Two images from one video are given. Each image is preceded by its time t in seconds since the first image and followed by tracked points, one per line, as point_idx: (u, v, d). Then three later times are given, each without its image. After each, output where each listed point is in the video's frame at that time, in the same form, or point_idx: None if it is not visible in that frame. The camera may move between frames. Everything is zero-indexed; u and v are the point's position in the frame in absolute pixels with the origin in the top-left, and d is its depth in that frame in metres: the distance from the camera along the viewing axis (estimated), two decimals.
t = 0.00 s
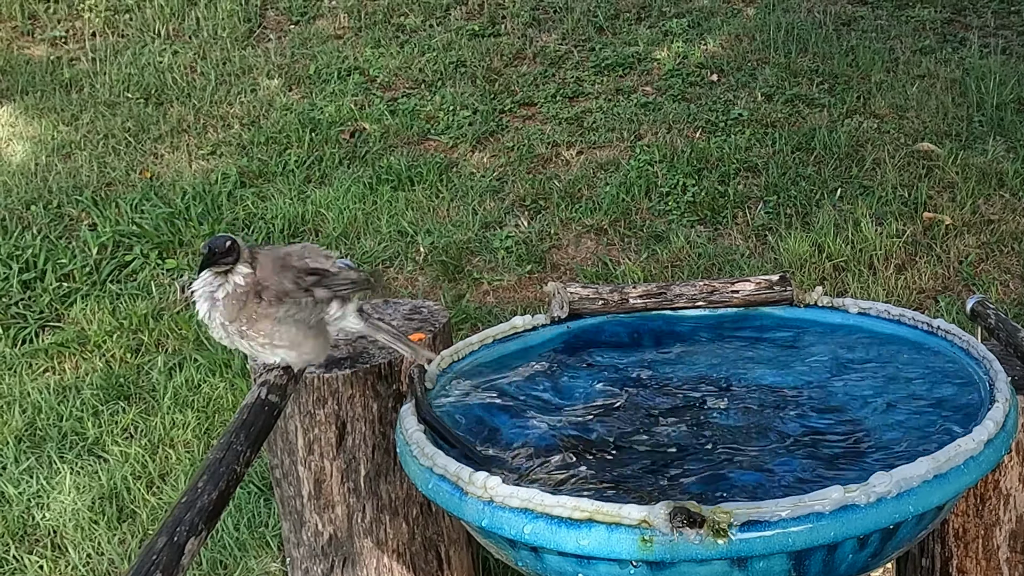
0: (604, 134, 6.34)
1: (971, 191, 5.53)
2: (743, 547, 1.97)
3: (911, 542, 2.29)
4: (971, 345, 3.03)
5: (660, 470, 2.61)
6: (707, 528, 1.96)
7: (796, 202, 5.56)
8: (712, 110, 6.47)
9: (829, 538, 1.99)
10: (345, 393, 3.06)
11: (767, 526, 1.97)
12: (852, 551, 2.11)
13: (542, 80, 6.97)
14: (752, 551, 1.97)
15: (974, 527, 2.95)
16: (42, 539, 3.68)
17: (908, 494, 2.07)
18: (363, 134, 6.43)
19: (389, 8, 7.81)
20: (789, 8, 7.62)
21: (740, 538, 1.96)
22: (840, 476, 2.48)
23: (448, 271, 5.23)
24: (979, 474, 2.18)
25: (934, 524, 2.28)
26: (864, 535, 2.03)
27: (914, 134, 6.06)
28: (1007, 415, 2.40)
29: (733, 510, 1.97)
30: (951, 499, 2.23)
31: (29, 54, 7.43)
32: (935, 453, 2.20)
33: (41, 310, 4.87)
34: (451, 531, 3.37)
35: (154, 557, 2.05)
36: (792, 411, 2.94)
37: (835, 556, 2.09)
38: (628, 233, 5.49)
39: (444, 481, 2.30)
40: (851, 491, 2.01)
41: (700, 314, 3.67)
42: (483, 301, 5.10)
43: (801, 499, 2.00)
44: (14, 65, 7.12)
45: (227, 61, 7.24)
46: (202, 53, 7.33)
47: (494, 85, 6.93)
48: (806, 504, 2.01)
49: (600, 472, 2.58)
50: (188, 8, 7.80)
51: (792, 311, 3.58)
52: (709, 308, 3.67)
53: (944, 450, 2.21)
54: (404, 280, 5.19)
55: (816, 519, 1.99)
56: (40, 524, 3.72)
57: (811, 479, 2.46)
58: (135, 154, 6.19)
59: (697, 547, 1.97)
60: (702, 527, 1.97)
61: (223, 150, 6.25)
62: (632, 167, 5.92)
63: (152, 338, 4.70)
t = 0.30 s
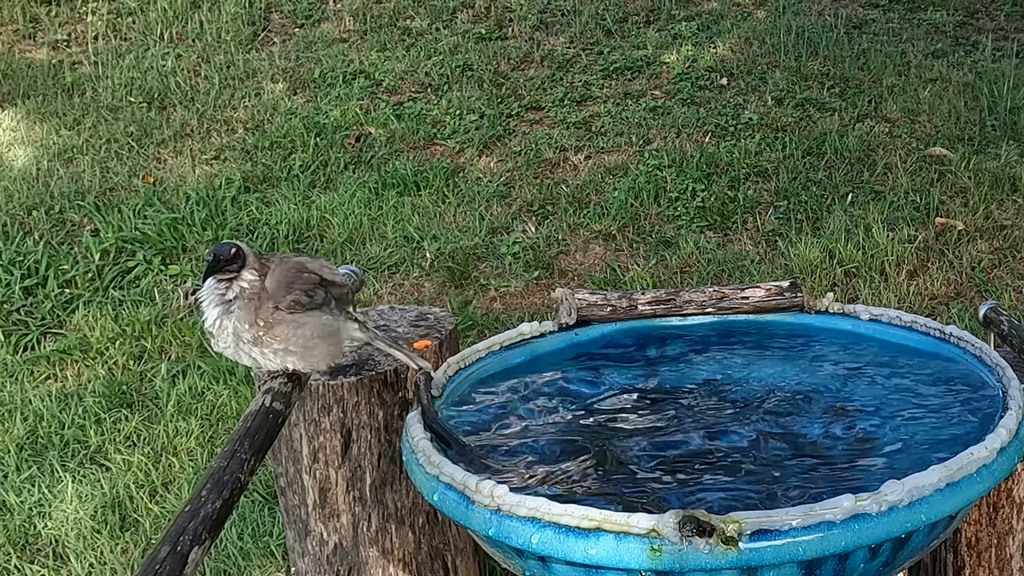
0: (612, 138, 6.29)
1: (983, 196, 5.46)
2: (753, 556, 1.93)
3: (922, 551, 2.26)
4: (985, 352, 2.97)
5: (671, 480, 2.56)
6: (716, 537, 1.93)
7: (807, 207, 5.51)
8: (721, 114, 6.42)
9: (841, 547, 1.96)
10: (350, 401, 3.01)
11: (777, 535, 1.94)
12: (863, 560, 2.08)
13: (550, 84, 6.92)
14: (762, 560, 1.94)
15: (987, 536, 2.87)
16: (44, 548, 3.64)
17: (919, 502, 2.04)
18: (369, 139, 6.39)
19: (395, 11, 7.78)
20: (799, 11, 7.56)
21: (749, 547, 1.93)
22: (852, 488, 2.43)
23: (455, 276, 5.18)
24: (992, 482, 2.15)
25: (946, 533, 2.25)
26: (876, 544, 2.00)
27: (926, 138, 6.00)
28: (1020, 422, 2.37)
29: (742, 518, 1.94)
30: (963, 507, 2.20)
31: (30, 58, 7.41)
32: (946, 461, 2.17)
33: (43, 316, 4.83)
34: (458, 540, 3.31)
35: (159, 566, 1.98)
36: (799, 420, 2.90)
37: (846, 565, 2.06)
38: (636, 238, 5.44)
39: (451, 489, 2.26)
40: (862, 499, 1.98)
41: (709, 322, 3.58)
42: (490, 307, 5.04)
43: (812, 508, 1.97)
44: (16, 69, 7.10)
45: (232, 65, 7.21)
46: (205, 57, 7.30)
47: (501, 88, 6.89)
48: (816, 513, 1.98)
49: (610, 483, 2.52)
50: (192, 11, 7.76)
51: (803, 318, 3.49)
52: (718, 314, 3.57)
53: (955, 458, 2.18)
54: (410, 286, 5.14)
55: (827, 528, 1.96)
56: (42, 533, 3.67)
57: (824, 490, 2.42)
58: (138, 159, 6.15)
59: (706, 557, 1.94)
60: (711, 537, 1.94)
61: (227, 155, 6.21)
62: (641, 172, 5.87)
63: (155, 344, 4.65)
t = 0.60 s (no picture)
0: (621, 143, 6.24)
1: (997, 201, 5.40)
2: (763, 566, 1.89)
3: (935, 560, 2.21)
4: (998, 359, 2.89)
5: (683, 490, 2.50)
6: (726, 546, 1.88)
7: (817, 213, 5.45)
8: (731, 118, 6.36)
9: (853, 556, 1.91)
10: (356, 409, 2.96)
11: (787, 544, 1.89)
12: (876, 570, 2.03)
13: (558, 88, 6.88)
14: (773, 570, 1.89)
15: (1000, 545, 2.81)
16: (45, 558, 3.59)
17: (932, 511, 1.99)
18: (374, 144, 6.36)
19: (401, 14, 7.74)
20: (810, 14, 7.51)
21: (760, 557, 1.88)
22: (867, 498, 2.37)
23: (462, 283, 5.13)
24: (1007, 490, 2.10)
25: (959, 542, 2.20)
26: (888, 554, 1.95)
27: (938, 142, 5.94)
28: None
29: (752, 527, 1.89)
30: (977, 516, 2.15)
31: (32, 62, 7.39)
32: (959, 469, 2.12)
33: (45, 323, 4.79)
34: (465, 550, 3.25)
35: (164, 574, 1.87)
36: (809, 429, 2.84)
37: None
38: (645, 244, 5.39)
39: (457, 498, 2.21)
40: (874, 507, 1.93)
41: (719, 329, 3.51)
42: (498, 314, 5.00)
43: (822, 517, 1.92)
44: (17, 73, 7.08)
45: (236, 69, 7.18)
46: (209, 60, 7.28)
47: (509, 92, 6.84)
48: (827, 522, 1.93)
49: (620, 492, 2.46)
50: (195, 15, 7.74)
51: (814, 325, 3.44)
52: (728, 322, 3.52)
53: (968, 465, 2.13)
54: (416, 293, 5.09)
55: (838, 537, 1.91)
56: (44, 542, 3.63)
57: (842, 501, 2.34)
58: (141, 164, 6.12)
59: (716, 567, 1.89)
60: (721, 546, 1.89)
61: (231, 160, 6.18)
62: (649, 177, 5.82)
63: (158, 351, 4.61)
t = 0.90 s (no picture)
0: (629, 147, 6.19)
1: (1009, 206, 5.33)
2: None
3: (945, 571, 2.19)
4: (1010, 367, 2.84)
5: (694, 499, 2.44)
6: (736, 555, 1.87)
7: (828, 218, 5.40)
8: (740, 122, 6.31)
9: (864, 565, 1.90)
10: (362, 416, 2.91)
11: (798, 552, 1.88)
12: None
13: (565, 91, 6.84)
14: None
15: (1012, 553, 2.76)
16: (46, 567, 3.55)
17: (943, 519, 1.98)
18: (380, 148, 6.32)
19: (407, 17, 7.71)
20: (820, 17, 7.46)
21: (769, 566, 1.87)
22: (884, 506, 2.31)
23: (468, 288, 5.09)
24: (1018, 499, 2.09)
25: (970, 552, 2.18)
26: (899, 563, 1.94)
27: (950, 147, 5.88)
28: None
29: (762, 536, 1.88)
30: (988, 525, 2.13)
31: (33, 65, 7.37)
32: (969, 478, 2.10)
33: (47, 330, 4.75)
34: (471, 559, 3.20)
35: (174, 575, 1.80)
36: (821, 437, 2.78)
37: None
38: (654, 249, 5.34)
39: (464, 506, 2.20)
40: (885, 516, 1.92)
41: (729, 336, 3.45)
42: (505, 320, 4.95)
43: (833, 525, 1.91)
44: (19, 78, 7.06)
45: (239, 72, 7.15)
46: (213, 64, 7.26)
47: (516, 96, 6.80)
48: (837, 531, 1.92)
49: (630, 501, 2.41)
50: (199, 18, 7.72)
51: (822, 331, 3.37)
52: (737, 327, 3.44)
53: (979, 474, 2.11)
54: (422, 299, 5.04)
55: (849, 546, 1.90)
56: (46, 551, 3.58)
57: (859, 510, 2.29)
58: (144, 168, 6.08)
59: None
60: (731, 555, 1.87)
61: (235, 164, 6.14)
62: (658, 182, 5.76)
63: (161, 358, 4.57)
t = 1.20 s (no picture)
0: (638, 151, 6.14)
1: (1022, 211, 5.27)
2: None
3: None
4: None
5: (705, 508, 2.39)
6: (745, 564, 1.85)
7: (839, 223, 5.34)
8: (750, 126, 6.26)
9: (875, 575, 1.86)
10: (367, 423, 2.85)
11: (808, 561, 1.85)
12: None
13: (573, 95, 6.79)
14: None
15: None
16: None
17: (955, 528, 1.94)
18: (385, 152, 6.28)
19: (413, 20, 7.67)
20: (831, 19, 7.40)
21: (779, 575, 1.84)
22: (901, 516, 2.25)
23: (474, 294, 5.04)
24: None
25: (982, 562, 2.13)
26: (910, 572, 1.90)
27: (962, 151, 5.82)
28: None
29: (772, 544, 1.85)
30: (1001, 535, 2.09)
31: (35, 68, 7.34)
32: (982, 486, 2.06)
33: (48, 336, 4.71)
34: (478, 568, 3.15)
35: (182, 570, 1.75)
36: (834, 445, 2.72)
37: None
38: (662, 255, 5.28)
39: (470, 514, 2.17)
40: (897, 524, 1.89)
41: (739, 341, 3.39)
42: (511, 326, 4.91)
43: (843, 534, 1.88)
44: (20, 81, 7.04)
45: (243, 76, 7.12)
46: (217, 67, 7.23)
47: (523, 100, 6.76)
48: (848, 540, 1.88)
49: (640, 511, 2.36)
50: (202, 21, 7.71)
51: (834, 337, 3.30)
52: (748, 333, 3.39)
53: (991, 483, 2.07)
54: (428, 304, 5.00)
55: (860, 555, 1.86)
56: (47, 560, 3.54)
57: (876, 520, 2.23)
58: (147, 172, 6.05)
59: None
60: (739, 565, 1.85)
61: (239, 169, 6.10)
62: (667, 187, 5.71)
63: (164, 365, 4.53)
